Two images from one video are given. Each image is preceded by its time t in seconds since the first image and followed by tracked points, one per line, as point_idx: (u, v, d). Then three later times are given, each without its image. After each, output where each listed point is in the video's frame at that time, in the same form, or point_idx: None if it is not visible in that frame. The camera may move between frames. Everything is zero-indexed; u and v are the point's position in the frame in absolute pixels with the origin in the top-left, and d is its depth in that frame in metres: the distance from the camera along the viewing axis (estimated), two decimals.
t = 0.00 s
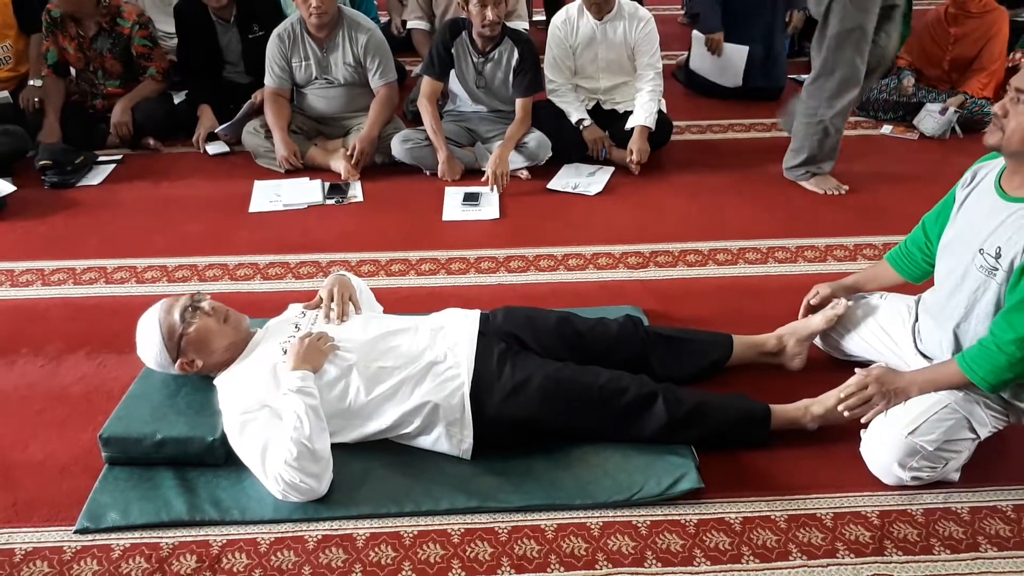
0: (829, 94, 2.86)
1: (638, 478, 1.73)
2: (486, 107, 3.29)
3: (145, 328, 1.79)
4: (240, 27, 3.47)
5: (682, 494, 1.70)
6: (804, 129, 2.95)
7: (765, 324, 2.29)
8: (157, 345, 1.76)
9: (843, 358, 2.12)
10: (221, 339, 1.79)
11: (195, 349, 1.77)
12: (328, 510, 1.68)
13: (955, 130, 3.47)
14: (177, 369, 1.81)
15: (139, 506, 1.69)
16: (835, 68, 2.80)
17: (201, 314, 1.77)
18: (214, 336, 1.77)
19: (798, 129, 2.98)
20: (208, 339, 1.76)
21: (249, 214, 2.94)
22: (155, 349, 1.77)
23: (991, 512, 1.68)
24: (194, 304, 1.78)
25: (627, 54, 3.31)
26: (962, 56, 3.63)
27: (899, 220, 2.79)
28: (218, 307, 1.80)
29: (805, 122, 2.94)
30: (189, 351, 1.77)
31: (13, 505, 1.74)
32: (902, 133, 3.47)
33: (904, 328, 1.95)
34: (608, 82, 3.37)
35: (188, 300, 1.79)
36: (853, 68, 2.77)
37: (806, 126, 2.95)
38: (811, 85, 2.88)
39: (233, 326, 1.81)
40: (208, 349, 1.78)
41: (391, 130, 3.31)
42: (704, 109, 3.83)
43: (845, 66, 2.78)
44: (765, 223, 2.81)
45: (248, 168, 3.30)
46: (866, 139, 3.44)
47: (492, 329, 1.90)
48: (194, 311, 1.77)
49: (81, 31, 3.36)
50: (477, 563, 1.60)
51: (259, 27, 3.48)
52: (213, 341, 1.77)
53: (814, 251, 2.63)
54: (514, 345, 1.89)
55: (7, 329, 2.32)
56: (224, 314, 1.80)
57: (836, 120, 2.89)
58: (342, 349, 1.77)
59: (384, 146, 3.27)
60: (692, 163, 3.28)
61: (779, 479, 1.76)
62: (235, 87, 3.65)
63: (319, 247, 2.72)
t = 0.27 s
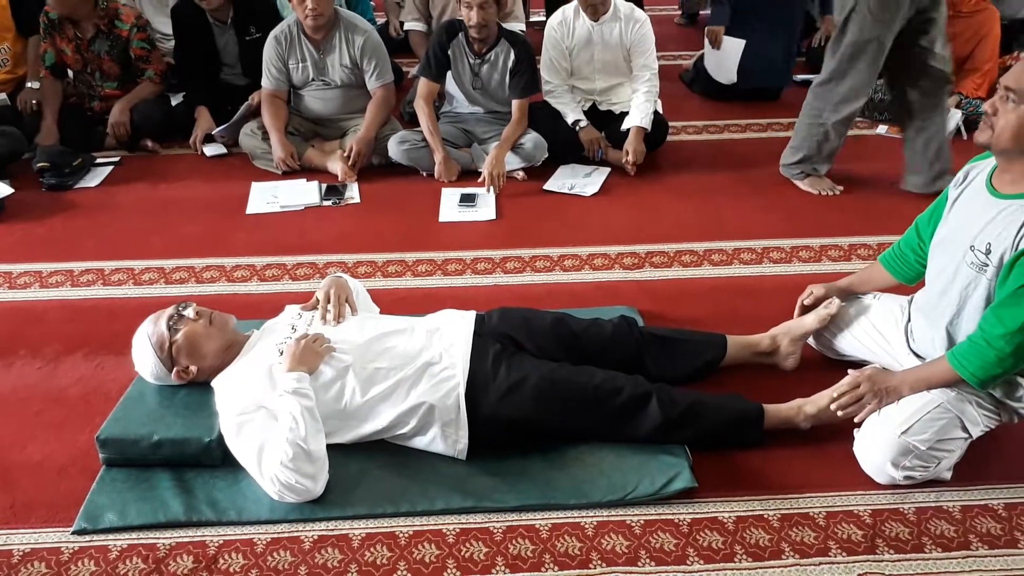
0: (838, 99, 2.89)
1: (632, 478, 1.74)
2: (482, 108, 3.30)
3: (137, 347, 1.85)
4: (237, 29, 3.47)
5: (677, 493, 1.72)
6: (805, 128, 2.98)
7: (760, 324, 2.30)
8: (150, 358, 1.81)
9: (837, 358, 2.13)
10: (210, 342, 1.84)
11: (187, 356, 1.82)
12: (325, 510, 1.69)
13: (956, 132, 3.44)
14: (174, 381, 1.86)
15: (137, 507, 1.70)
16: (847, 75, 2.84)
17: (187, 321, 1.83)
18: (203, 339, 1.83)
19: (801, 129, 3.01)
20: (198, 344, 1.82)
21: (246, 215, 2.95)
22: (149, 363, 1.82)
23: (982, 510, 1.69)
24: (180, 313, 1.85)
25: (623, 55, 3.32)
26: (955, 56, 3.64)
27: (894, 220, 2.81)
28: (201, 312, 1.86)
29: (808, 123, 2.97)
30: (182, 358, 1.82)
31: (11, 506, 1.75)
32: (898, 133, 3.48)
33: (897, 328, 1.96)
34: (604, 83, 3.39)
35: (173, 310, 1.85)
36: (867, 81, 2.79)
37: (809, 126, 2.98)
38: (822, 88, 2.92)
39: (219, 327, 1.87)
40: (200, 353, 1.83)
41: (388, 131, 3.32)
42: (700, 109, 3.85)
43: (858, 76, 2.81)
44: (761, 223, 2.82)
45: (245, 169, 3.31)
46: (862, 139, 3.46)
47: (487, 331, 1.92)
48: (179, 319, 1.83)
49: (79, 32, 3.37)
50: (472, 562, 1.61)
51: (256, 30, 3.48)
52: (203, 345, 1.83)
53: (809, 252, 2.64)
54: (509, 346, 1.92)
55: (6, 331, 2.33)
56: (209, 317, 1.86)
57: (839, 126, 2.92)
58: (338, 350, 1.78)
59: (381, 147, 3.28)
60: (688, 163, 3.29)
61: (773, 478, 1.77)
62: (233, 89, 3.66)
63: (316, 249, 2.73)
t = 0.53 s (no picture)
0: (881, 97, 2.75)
1: (625, 476, 1.75)
2: (478, 108, 3.31)
3: (131, 348, 1.85)
4: (233, 28, 3.47)
5: (669, 492, 1.72)
6: (838, 116, 2.87)
7: (753, 324, 2.31)
8: (145, 359, 1.82)
9: (829, 357, 2.14)
10: (205, 342, 1.85)
11: (181, 356, 1.83)
12: (318, 509, 1.70)
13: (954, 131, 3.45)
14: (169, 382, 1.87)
15: (131, 506, 1.71)
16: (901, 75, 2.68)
17: (182, 322, 1.84)
18: (198, 340, 1.84)
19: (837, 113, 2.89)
20: (192, 344, 1.83)
21: (242, 216, 2.96)
22: (144, 364, 1.83)
23: (973, 508, 1.70)
24: (174, 314, 1.86)
25: (619, 55, 3.33)
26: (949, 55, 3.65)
27: (888, 220, 2.82)
28: (195, 313, 1.87)
29: (843, 112, 2.86)
30: (177, 359, 1.83)
31: (6, 505, 1.76)
32: (893, 133, 3.49)
33: (890, 327, 1.97)
34: (600, 83, 3.40)
35: (167, 311, 1.86)
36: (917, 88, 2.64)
37: (842, 114, 2.87)
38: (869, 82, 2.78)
39: (214, 327, 1.88)
40: (194, 354, 1.84)
41: (384, 132, 3.33)
42: (696, 109, 3.85)
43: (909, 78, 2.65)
44: (755, 223, 2.83)
45: (242, 170, 3.32)
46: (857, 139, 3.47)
47: (481, 330, 1.89)
48: (174, 320, 1.84)
49: (75, 33, 3.37)
50: (465, 561, 1.61)
51: (253, 30, 3.49)
52: (198, 345, 1.84)
53: (803, 251, 2.65)
54: (503, 347, 1.88)
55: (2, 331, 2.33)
56: (203, 317, 1.87)
57: (871, 125, 2.80)
58: (332, 349, 1.78)
59: (377, 148, 3.29)
60: (684, 163, 3.30)
61: (764, 477, 1.78)
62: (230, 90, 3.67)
63: (312, 249, 2.74)
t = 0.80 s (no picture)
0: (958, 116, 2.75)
1: (616, 475, 1.75)
2: (473, 107, 3.31)
3: (123, 347, 1.85)
4: (228, 23, 3.46)
5: (659, 491, 1.72)
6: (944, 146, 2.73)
7: (747, 322, 2.31)
8: (136, 358, 1.82)
9: (822, 356, 2.13)
10: (196, 341, 1.84)
11: (172, 355, 1.83)
12: (308, 508, 1.70)
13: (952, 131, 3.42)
14: (160, 380, 1.87)
15: (121, 505, 1.71)
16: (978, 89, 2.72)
17: (173, 321, 1.84)
18: (189, 339, 1.83)
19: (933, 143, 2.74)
20: (183, 343, 1.82)
21: (236, 214, 2.96)
22: (135, 362, 1.83)
23: (964, 508, 1.70)
24: (164, 313, 1.85)
25: (615, 54, 3.32)
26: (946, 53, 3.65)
27: (883, 219, 2.81)
28: (187, 312, 1.87)
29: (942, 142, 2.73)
30: (168, 358, 1.83)
31: None
32: (889, 132, 3.49)
33: (882, 326, 1.97)
34: (596, 81, 3.39)
35: (158, 310, 1.85)
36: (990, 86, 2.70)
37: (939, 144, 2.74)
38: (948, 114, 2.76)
39: (205, 326, 1.87)
40: (185, 353, 1.83)
41: (379, 130, 3.32)
42: (692, 107, 3.85)
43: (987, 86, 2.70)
44: (750, 222, 2.83)
45: (237, 168, 3.31)
46: (852, 138, 3.46)
47: (473, 328, 1.89)
48: (165, 319, 1.84)
49: (69, 31, 3.37)
50: (454, 560, 1.61)
51: (248, 26, 3.48)
52: (188, 344, 1.83)
53: (797, 250, 2.64)
54: (494, 345, 1.88)
55: None
56: (195, 316, 1.87)
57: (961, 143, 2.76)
58: (324, 348, 1.78)
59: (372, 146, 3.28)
60: (679, 162, 3.29)
61: (756, 476, 1.77)
62: (225, 88, 3.66)
63: (306, 247, 2.74)
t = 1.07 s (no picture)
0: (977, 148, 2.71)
1: (614, 477, 1.74)
2: (472, 108, 3.31)
3: (128, 325, 1.79)
4: (228, 23, 3.46)
5: (657, 492, 1.72)
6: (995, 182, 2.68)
7: (745, 324, 2.31)
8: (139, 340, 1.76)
9: (820, 358, 2.13)
10: (203, 338, 1.79)
11: (175, 346, 1.77)
12: (305, 509, 1.70)
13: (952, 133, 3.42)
14: (156, 368, 1.81)
15: (118, 506, 1.71)
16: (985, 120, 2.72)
17: (186, 313, 1.79)
18: (197, 334, 1.78)
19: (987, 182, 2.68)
20: (190, 337, 1.77)
21: (235, 216, 2.96)
22: (137, 345, 1.77)
23: (962, 510, 1.69)
24: (180, 302, 1.80)
25: (614, 55, 3.32)
26: (946, 56, 3.65)
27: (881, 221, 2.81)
28: (202, 309, 1.82)
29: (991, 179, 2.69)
30: (170, 348, 1.77)
31: None
32: (887, 134, 3.49)
33: (880, 328, 1.97)
34: (595, 83, 3.39)
35: (174, 298, 1.81)
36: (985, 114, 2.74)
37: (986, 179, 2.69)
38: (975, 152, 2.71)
39: (217, 327, 1.82)
40: (190, 347, 1.78)
41: (377, 132, 3.32)
42: (691, 109, 3.85)
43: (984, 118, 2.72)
44: (749, 224, 2.83)
45: (236, 169, 3.31)
46: (851, 140, 3.46)
47: (470, 330, 1.88)
48: (179, 309, 1.79)
49: (69, 33, 3.37)
50: (452, 561, 1.61)
51: (249, 26, 3.48)
52: (195, 339, 1.78)
53: (796, 252, 2.64)
54: (492, 346, 1.87)
55: None
56: (208, 314, 1.82)
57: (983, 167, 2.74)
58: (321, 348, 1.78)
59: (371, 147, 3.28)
60: (678, 164, 3.30)
61: (754, 478, 1.77)
62: (225, 89, 3.67)
63: (305, 249, 2.74)
